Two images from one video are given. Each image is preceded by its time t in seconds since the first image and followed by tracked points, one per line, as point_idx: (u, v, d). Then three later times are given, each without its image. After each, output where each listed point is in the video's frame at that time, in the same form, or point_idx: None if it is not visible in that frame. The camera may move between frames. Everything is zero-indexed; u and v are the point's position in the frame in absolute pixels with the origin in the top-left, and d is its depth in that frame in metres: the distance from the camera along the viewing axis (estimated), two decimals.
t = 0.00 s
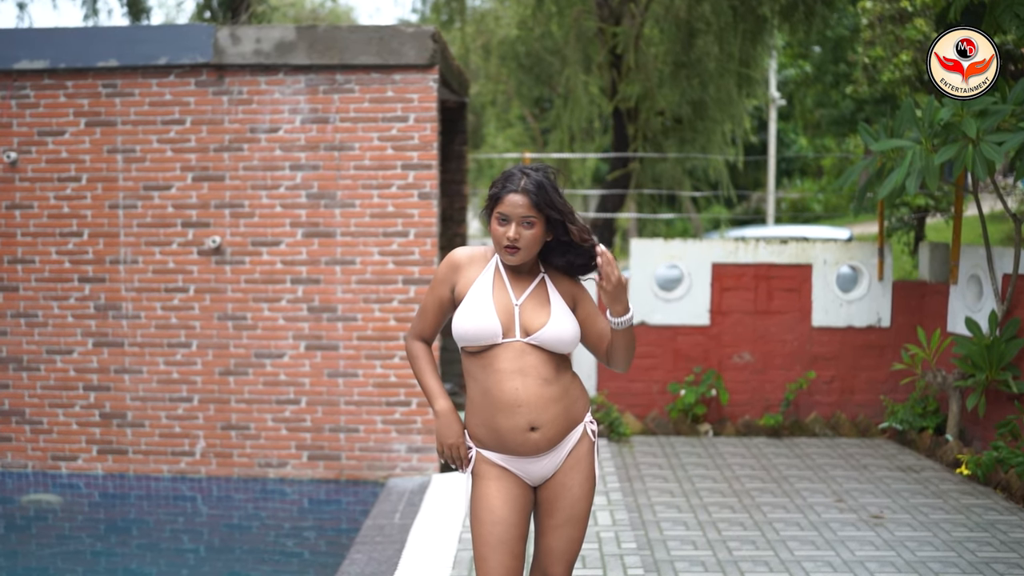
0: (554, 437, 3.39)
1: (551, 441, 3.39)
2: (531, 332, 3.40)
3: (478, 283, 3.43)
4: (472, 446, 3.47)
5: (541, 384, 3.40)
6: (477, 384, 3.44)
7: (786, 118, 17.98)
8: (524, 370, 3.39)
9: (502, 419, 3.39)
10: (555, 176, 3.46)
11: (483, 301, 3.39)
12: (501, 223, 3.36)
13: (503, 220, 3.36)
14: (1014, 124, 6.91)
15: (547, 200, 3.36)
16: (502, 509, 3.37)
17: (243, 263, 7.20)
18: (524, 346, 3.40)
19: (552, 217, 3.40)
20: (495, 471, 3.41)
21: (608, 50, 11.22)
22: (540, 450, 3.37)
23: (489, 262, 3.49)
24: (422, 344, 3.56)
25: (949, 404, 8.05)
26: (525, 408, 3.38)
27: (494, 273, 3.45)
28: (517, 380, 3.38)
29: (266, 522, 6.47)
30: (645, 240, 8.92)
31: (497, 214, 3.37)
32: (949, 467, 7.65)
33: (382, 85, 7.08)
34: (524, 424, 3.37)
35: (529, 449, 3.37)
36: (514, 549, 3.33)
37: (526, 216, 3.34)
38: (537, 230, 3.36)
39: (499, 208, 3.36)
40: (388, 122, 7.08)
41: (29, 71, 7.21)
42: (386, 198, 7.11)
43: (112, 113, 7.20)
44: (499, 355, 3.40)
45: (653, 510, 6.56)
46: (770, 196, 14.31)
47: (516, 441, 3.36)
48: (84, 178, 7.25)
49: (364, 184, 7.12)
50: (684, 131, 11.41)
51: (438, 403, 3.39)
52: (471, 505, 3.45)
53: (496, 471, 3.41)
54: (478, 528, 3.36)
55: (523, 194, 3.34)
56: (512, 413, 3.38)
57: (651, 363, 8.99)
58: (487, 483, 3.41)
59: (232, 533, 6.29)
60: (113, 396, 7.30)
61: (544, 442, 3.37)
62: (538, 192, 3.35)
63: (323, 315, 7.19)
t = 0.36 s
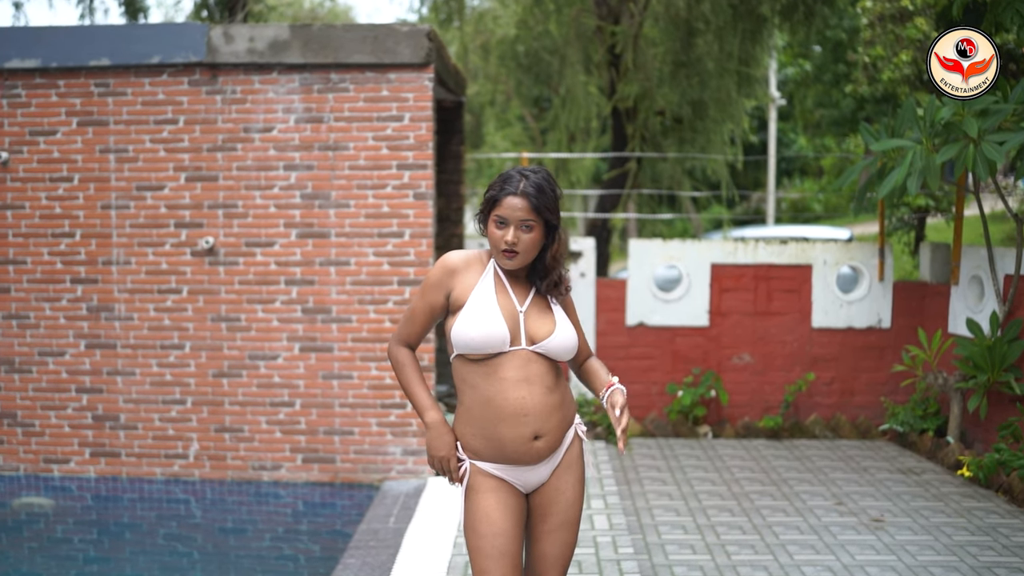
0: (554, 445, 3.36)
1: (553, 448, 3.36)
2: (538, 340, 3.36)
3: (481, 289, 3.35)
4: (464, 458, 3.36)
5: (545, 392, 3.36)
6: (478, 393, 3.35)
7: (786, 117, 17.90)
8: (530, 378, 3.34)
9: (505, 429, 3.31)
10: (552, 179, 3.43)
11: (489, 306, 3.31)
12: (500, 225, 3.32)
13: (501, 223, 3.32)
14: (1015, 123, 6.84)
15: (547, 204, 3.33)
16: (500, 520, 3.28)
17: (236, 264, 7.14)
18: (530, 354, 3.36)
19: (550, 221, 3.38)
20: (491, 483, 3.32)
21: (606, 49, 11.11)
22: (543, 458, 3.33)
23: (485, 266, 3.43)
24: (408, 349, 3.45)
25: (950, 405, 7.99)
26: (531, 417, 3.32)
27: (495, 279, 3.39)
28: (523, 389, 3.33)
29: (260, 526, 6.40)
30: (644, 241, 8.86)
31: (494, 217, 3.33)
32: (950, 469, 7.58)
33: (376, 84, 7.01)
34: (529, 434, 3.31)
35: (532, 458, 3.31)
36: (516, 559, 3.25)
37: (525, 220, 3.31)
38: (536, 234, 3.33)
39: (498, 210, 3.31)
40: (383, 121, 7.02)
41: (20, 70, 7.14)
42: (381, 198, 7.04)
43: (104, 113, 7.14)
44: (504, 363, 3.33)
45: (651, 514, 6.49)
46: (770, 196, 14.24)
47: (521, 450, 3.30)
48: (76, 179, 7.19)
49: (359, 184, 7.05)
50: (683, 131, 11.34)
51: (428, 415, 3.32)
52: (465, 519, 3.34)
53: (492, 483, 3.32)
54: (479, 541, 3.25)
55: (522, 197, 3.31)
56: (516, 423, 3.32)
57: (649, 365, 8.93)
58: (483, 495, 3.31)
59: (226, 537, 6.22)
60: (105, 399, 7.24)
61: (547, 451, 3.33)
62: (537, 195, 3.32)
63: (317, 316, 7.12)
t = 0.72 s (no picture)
0: (548, 447, 3.33)
1: (548, 450, 3.33)
2: (544, 340, 3.31)
3: (486, 286, 3.27)
4: (457, 457, 3.28)
5: (546, 394, 3.32)
6: (480, 392, 3.26)
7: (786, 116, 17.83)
8: (533, 379, 3.29)
9: (506, 430, 3.24)
10: (552, 170, 3.37)
11: (495, 304, 3.24)
12: (499, 218, 3.26)
13: (501, 216, 3.26)
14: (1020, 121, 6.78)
15: (547, 195, 3.27)
16: (490, 523, 3.22)
17: (232, 264, 7.07)
18: (535, 355, 3.31)
19: (551, 213, 3.32)
20: (481, 485, 3.26)
21: (606, 47, 11.05)
22: (537, 460, 3.29)
23: (486, 263, 3.34)
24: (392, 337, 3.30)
25: (953, 406, 7.92)
26: (533, 419, 3.28)
27: (497, 276, 3.32)
28: (528, 390, 3.27)
29: (256, 528, 6.33)
30: (644, 240, 8.80)
31: (493, 210, 3.27)
32: (954, 471, 7.51)
33: (373, 81, 6.94)
34: (529, 435, 3.26)
35: (528, 460, 3.27)
36: (505, 564, 3.19)
37: (524, 212, 3.25)
38: (537, 227, 3.27)
39: (497, 203, 3.25)
40: (380, 119, 6.95)
41: (14, 68, 7.08)
42: (378, 197, 6.97)
43: (99, 111, 7.07)
44: (510, 363, 3.26)
45: (651, 516, 6.42)
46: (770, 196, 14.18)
47: (520, 452, 3.24)
48: (70, 177, 7.13)
49: (356, 183, 6.98)
50: (684, 129, 11.27)
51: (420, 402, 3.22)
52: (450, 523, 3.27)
53: (481, 485, 3.26)
54: (467, 545, 3.18)
55: (521, 189, 3.25)
56: (518, 424, 3.26)
57: (649, 365, 8.86)
58: (471, 497, 3.25)
59: (221, 539, 6.15)
60: (100, 400, 7.17)
61: (542, 453, 3.30)
62: (538, 186, 3.26)
63: (314, 316, 7.05)
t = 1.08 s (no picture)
0: (543, 452, 3.28)
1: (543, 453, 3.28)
2: (550, 339, 3.26)
3: (492, 284, 3.20)
4: (450, 452, 3.20)
5: (548, 396, 3.27)
6: (484, 389, 3.19)
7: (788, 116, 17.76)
8: (538, 380, 3.24)
9: (506, 430, 3.18)
10: (551, 159, 3.28)
11: (502, 303, 3.18)
12: (500, 211, 3.17)
13: (501, 210, 3.17)
14: None
15: (548, 186, 3.18)
16: (474, 525, 3.17)
17: (231, 263, 7.00)
18: (541, 354, 3.25)
19: (553, 204, 3.23)
20: (469, 484, 3.19)
21: (609, 45, 11.07)
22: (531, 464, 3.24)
23: (489, 260, 3.26)
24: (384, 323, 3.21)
25: (959, 407, 7.84)
26: (535, 420, 3.23)
27: (502, 274, 3.25)
28: (533, 391, 3.22)
29: (256, 529, 6.27)
30: (646, 239, 8.71)
31: (493, 203, 3.18)
32: (960, 473, 7.44)
33: (374, 79, 6.87)
34: (528, 437, 3.21)
35: (524, 463, 3.21)
36: (488, 567, 3.15)
37: (525, 204, 3.16)
38: (538, 219, 3.19)
39: (496, 196, 3.16)
40: (381, 117, 6.88)
41: (11, 65, 7.02)
42: (378, 195, 6.90)
43: (97, 109, 7.01)
44: (517, 362, 3.20)
45: (654, 519, 6.35)
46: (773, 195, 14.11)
47: (519, 454, 3.19)
48: (68, 175, 7.06)
49: (356, 181, 6.92)
50: (686, 129, 11.20)
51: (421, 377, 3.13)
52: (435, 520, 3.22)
53: (469, 484, 3.19)
54: (451, 546, 3.15)
55: (521, 180, 3.16)
56: (519, 425, 3.20)
57: (652, 365, 8.79)
58: (457, 496, 3.19)
59: (221, 541, 6.08)
60: (98, 400, 7.11)
61: (537, 456, 3.24)
62: (538, 177, 3.17)
63: (314, 316, 6.98)
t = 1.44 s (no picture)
0: (541, 464, 3.19)
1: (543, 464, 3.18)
2: (554, 345, 3.15)
3: (493, 290, 3.12)
4: (444, 453, 3.13)
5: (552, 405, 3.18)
6: (485, 392, 3.12)
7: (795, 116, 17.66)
8: (542, 388, 3.14)
9: (504, 435, 3.10)
10: (552, 161, 3.19)
11: (503, 309, 3.09)
12: (499, 214, 3.08)
13: (501, 213, 3.08)
14: None
15: (549, 188, 3.09)
16: (467, 535, 3.10)
17: (234, 265, 6.93)
18: (546, 361, 3.15)
19: (555, 208, 3.13)
20: (462, 490, 3.12)
21: (616, 44, 10.92)
22: (528, 475, 3.15)
23: (490, 265, 3.18)
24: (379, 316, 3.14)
25: (971, 411, 7.74)
26: (535, 429, 3.14)
27: (504, 279, 3.17)
28: (534, 398, 3.13)
29: (259, 534, 6.18)
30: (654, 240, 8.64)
31: (492, 207, 3.09)
32: (972, 478, 7.33)
33: (379, 78, 6.80)
34: (526, 446, 3.12)
35: (520, 472, 3.12)
36: None
37: (526, 208, 3.07)
38: (539, 222, 3.09)
39: (496, 200, 3.08)
40: (386, 117, 6.80)
41: (12, 65, 6.95)
42: (383, 196, 6.83)
43: (99, 109, 6.94)
44: (520, 367, 3.12)
45: (663, 524, 6.27)
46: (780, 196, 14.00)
47: (515, 461, 3.10)
48: (69, 176, 6.99)
49: (361, 182, 6.84)
50: (693, 129, 11.18)
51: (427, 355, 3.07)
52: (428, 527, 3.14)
53: (462, 490, 3.12)
54: (444, 557, 3.09)
55: (522, 183, 3.07)
56: (518, 431, 3.12)
57: (660, 367, 8.69)
58: (450, 504, 3.11)
59: (224, 546, 6.00)
60: (100, 404, 7.04)
61: (535, 467, 3.15)
62: (538, 179, 3.08)
63: (318, 319, 6.90)
